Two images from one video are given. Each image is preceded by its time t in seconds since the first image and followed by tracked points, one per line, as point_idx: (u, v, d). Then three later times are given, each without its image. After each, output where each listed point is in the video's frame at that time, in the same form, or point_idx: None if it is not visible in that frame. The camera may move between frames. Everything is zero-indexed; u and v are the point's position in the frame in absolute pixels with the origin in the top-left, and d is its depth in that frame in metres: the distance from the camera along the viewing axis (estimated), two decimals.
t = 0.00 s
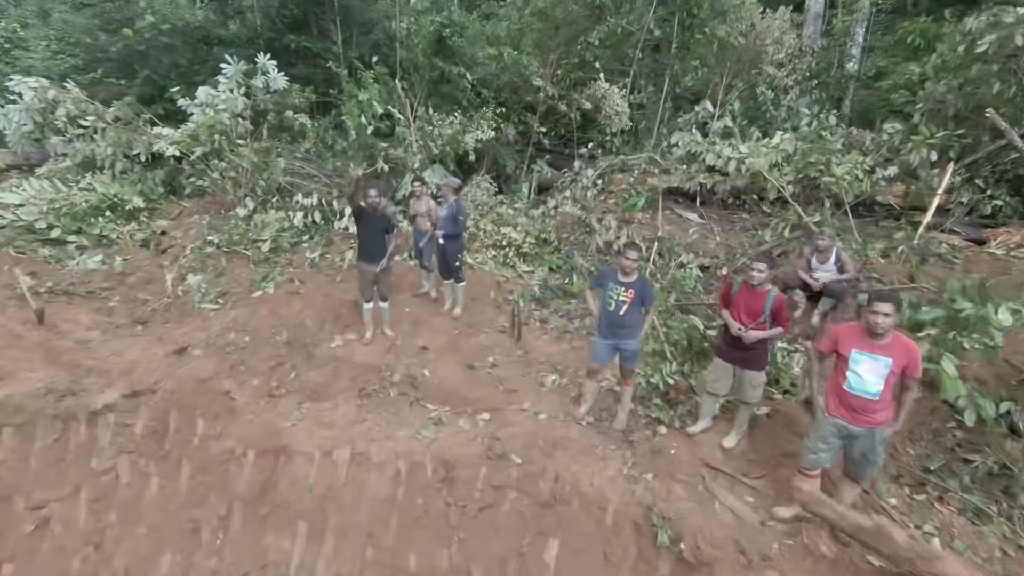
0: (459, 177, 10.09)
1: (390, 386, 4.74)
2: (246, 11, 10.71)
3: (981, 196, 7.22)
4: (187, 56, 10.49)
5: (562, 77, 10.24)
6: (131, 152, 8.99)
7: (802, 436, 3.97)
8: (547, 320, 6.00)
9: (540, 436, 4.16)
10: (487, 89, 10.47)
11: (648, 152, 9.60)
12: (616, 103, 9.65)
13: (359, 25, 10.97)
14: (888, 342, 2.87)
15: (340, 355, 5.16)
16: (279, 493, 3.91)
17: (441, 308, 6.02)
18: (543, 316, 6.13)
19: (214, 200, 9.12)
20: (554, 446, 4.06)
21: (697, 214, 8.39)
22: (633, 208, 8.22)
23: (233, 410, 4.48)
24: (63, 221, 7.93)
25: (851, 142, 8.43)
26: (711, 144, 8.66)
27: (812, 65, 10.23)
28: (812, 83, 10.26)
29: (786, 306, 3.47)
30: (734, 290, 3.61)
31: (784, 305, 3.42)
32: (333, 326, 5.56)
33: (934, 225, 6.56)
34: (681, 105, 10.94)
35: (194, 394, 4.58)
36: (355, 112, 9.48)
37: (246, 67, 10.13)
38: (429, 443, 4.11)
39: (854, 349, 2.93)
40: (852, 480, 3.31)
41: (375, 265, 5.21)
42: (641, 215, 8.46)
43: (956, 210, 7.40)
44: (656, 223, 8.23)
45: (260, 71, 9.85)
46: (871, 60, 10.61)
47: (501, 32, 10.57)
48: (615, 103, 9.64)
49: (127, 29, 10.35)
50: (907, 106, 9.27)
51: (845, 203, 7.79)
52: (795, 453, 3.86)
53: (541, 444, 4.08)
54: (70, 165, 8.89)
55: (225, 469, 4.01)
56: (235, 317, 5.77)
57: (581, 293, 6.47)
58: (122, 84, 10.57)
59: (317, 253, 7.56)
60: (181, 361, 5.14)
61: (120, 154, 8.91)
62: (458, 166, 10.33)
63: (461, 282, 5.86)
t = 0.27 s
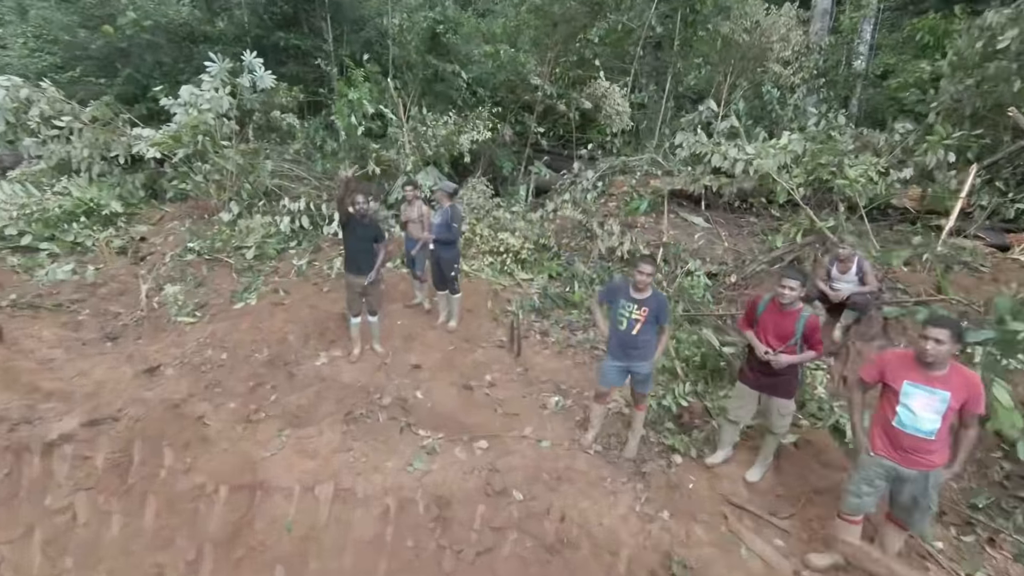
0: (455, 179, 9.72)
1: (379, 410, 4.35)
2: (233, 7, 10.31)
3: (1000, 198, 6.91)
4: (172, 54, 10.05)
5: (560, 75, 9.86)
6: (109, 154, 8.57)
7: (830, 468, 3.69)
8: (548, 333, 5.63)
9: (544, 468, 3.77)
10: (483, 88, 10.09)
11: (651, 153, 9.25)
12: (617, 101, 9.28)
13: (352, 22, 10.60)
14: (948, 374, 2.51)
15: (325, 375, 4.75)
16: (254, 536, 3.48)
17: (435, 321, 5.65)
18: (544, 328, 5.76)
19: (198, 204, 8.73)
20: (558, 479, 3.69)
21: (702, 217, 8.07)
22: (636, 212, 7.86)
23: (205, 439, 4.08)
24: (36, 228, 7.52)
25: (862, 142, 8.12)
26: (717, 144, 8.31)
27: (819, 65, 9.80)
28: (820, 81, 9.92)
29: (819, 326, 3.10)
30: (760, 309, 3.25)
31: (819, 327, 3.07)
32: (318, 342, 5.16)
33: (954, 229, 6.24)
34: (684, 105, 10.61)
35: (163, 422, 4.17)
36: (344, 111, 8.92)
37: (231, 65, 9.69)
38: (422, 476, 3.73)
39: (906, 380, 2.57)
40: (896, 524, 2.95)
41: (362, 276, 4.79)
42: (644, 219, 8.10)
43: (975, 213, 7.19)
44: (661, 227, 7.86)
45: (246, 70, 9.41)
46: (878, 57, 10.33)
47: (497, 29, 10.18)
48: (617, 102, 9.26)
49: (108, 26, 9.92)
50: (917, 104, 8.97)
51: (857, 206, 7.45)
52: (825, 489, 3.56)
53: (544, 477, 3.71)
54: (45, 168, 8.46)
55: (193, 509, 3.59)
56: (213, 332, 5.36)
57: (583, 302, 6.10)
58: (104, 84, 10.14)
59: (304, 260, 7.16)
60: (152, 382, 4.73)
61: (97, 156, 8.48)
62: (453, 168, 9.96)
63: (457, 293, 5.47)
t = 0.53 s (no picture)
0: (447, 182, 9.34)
1: (365, 440, 3.97)
2: (216, 4, 9.90)
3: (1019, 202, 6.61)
4: (152, 53, 9.56)
5: (557, 73, 9.48)
6: (82, 158, 8.16)
7: (867, 508, 3.38)
8: (548, 349, 5.26)
9: (548, 508, 3.42)
10: (476, 87, 9.69)
11: (651, 154, 8.90)
12: (617, 100, 8.83)
13: (341, 19, 10.22)
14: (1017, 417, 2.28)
15: (306, 399, 4.36)
16: None
17: (427, 336, 5.26)
18: (543, 343, 5.37)
19: (178, 210, 8.34)
20: (563, 520, 3.34)
21: (706, 221, 7.72)
22: (637, 216, 7.49)
23: (172, 476, 3.69)
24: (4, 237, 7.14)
25: (871, 143, 7.80)
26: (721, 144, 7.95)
27: (825, 63, 9.40)
28: (825, 79, 9.58)
29: (858, 354, 2.77)
30: (790, 333, 2.89)
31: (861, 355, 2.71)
32: (299, 362, 4.76)
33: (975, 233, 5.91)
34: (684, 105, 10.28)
35: (125, 458, 3.77)
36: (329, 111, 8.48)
37: (212, 64, 9.24)
38: (412, 519, 3.36)
39: (971, 423, 2.34)
40: (942, 565, 2.76)
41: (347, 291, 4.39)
42: (645, 224, 7.73)
43: (993, 217, 6.88)
44: (663, 232, 7.49)
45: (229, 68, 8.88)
46: (883, 55, 10.05)
47: (491, 26, 9.78)
48: (616, 100, 8.82)
49: (82, 23, 9.45)
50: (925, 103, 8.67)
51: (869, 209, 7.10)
52: (864, 534, 3.25)
53: (548, 519, 3.34)
54: (16, 173, 8.06)
55: (153, 559, 3.19)
56: (186, 350, 4.95)
57: (584, 314, 5.72)
58: (80, 83, 9.68)
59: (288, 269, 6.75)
60: (116, 409, 4.32)
61: (69, 160, 8.01)
62: (445, 170, 9.58)
63: (450, 306, 5.07)
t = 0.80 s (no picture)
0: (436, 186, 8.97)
1: (344, 477, 3.59)
2: None
3: None
4: (124, 52, 9.09)
5: (549, 72, 9.13)
6: (46, 162, 7.67)
7: (906, 555, 3.33)
8: (544, 366, 4.89)
9: (547, 557, 3.11)
10: (465, 86, 9.29)
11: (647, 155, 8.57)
12: (612, 99, 8.51)
13: (323, 16, 9.78)
14: None
15: (279, 429, 3.95)
16: None
17: (414, 354, 4.87)
18: (539, 359, 5.00)
19: (148, 217, 7.83)
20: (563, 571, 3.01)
21: (706, 225, 7.38)
22: (634, 220, 7.16)
23: (123, 524, 3.34)
24: None
25: (874, 143, 7.52)
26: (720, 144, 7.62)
27: (825, 60, 9.15)
28: (824, 77, 9.31)
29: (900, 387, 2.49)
30: (824, 362, 2.57)
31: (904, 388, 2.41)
32: (274, 386, 4.36)
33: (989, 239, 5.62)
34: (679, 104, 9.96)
35: (67, 505, 3.41)
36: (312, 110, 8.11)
37: (187, 62, 8.76)
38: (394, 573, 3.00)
39: None
40: None
41: (323, 310, 3.99)
42: (643, 228, 7.38)
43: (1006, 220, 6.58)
44: (662, 237, 7.15)
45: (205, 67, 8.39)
46: (883, 53, 9.80)
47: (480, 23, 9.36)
48: (611, 100, 8.50)
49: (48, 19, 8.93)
50: (927, 102, 8.42)
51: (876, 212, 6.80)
52: None
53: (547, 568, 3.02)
54: None
55: None
56: (149, 374, 4.53)
57: (581, 326, 5.35)
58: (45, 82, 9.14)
59: (265, 279, 6.31)
60: (67, 444, 3.91)
61: (32, 163, 7.53)
62: (433, 173, 9.20)
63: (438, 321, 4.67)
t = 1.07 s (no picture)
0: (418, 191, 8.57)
1: (314, 525, 3.21)
2: None
3: None
4: (83, 49, 8.53)
5: (536, 71, 8.77)
6: None
7: None
8: (536, 386, 4.52)
9: None
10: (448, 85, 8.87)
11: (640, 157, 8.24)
12: (602, 99, 8.18)
13: (298, 12, 9.30)
14: None
15: (241, 468, 3.53)
16: None
17: (394, 376, 4.46)
18: (530, 378, 4.62)
19: (109, 226, 7.32)
20: None
21: (702, 230, 7.06)
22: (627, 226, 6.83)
23: None
24: None
25: (872, 143, 7.28)
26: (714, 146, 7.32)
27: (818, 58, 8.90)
28: (818, 77, 9.08)
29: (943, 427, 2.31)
30: (861, 402, 2.34)
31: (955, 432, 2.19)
32: (237, 416, 3.93)
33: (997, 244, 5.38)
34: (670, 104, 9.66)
35: None
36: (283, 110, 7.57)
37: (152, 60, 8.22)
38: None
39: None
40: None
41: (290, 332, 3.57)
42: (635, 233, 7.04)
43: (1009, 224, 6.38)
44: (656, 243, 6.81)
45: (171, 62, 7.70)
46: (875, 52, 9.61)
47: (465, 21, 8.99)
48: (601, 100, 8.17)
49: None
50: (922, 101, 8.22)
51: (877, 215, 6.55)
52: None
53: None
54: None
55: None
56: (97, 404, 4.08)
57: (575, 340, 4.98)
58: None
59: (234, 291, 5.80)
60: None
61: None
62: (415, 177, 8.80)
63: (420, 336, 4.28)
